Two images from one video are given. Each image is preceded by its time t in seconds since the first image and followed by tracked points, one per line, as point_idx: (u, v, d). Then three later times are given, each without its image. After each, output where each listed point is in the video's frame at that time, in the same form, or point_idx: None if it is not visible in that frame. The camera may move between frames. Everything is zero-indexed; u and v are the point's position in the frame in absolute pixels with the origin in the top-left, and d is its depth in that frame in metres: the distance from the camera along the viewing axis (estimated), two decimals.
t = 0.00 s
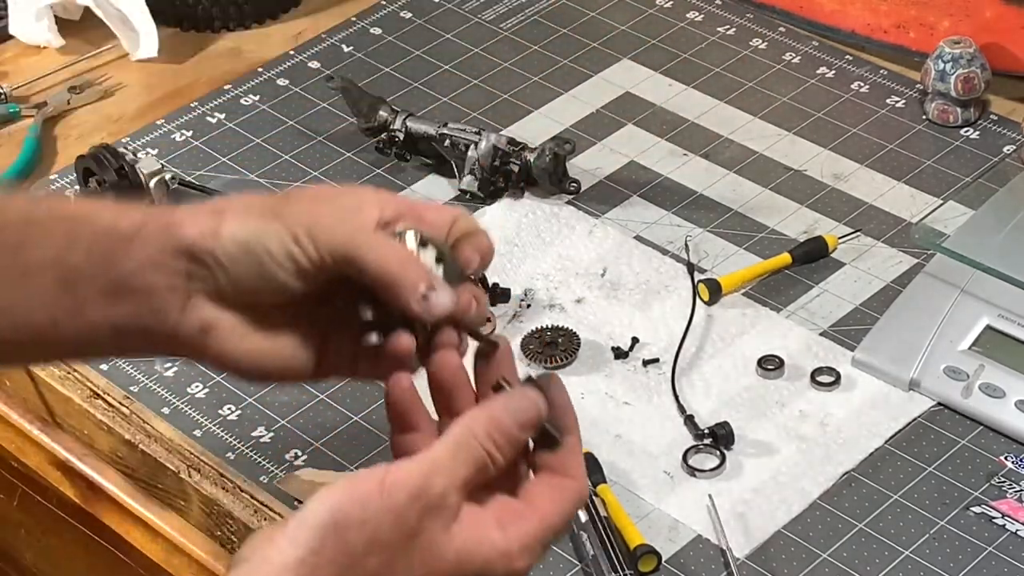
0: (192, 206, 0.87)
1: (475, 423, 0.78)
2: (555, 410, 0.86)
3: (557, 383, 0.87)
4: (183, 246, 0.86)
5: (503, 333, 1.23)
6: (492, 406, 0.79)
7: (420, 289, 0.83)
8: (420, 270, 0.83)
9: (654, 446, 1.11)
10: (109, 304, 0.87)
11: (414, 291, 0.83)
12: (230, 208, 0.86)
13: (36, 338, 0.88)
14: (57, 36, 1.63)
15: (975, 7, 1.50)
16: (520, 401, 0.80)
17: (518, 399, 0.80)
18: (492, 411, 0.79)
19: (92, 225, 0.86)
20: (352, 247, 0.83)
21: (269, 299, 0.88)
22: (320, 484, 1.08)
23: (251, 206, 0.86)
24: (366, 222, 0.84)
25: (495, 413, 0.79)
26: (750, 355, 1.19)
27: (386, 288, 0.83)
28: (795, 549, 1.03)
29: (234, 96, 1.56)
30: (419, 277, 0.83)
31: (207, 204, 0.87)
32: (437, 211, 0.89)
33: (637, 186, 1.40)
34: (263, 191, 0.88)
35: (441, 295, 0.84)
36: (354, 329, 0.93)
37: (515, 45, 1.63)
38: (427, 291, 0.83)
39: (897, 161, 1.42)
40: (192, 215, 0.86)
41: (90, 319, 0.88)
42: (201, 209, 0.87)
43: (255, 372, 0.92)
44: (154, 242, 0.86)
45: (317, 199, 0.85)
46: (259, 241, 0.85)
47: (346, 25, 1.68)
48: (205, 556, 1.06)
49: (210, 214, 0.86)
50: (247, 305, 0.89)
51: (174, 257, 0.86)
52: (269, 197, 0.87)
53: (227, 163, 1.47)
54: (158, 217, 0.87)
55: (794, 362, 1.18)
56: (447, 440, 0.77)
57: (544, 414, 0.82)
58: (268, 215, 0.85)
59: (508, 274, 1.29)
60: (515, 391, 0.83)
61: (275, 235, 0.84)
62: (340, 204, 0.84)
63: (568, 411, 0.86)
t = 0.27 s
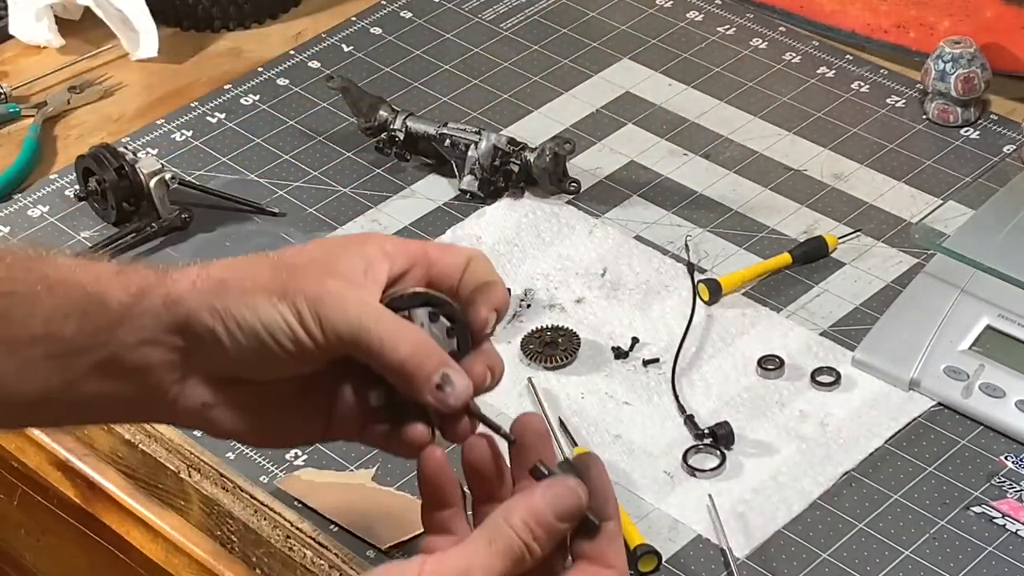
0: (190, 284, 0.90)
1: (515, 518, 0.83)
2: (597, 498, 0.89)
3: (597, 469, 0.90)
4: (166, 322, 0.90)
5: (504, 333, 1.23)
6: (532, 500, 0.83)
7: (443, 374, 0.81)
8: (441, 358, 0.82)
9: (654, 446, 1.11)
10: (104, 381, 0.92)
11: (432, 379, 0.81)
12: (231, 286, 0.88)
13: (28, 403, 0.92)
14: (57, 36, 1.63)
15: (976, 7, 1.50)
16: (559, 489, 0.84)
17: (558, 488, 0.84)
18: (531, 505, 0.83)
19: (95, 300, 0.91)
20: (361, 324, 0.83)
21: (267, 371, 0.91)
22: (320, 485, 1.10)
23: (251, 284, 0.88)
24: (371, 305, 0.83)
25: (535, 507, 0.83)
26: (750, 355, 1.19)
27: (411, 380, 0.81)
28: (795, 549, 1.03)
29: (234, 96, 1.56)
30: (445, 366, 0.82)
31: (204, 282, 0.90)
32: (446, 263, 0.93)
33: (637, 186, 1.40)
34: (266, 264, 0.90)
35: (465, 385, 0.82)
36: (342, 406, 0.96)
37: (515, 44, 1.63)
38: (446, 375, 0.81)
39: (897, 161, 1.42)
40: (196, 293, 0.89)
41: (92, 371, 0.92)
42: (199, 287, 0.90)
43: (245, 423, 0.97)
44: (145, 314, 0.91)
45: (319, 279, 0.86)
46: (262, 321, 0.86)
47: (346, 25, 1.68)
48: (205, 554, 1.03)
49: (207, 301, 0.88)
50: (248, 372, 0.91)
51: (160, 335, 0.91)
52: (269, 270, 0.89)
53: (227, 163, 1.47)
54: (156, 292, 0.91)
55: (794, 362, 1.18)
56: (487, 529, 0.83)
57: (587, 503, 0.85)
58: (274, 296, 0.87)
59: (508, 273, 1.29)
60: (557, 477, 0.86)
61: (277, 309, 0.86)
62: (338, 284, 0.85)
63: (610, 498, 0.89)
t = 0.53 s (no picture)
0: (186, 331, 0.86)
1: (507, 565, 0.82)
2: (595, 535, 0.89)
3: (598, 507, 0.90)
4: (161, 373, 0.86)
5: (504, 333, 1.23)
6: (523, 545, 0.82)
7: (450, 427, 0.81)
8: (447, 411, 0.81)
9: (654, 446, 1.11)
10: (95, 432, 0.88)
11: (436, 435, 0.80)
12: (232, 334, 0.85)
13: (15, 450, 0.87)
14: (57, 36, 1.63)
15: (976, 7, 1.50)
16: (551, 536, 0.82)
17: (550, 534, 0.82)
18: (522, 552, 0.82)
19: (89, 349, 0.86)
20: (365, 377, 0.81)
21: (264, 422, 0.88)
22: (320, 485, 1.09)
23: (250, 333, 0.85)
24: (375, 357, 0.82)
25: (526, 554, 0.81)
26: (750, 355, 1.19)
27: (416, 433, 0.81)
28: (795, 549, 1.03)
29: (234, 96, 1.56)
30: (450, 418, 0.81)
31: (202, 329, 0.86)
32: (446, 304, 0.93)
33: (637, 186, 1.40)
34: (264, 311, 0.87)
35: (471, 439, 0.82)
36: (342, 465, 0.93)
37: (515, 44, 1.63)
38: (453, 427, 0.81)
39: (897, 161, 1.42)
40: (194, 342, 0.85)
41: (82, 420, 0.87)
42: (196, 334, 0.86)
43: (232, 467, 0.94)
44: (139, 364, 0.86)
45: (320, 326, 0.84)
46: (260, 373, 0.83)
47: (346, 25, 1.68)
48: (205, 554, 1.03)
49: (206, 351, 0.85)
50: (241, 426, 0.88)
51: (153, 386, 0.87)
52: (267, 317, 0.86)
53: (227, 163, 1.47)
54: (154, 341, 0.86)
55: (794, 361, 1.18)
56: None
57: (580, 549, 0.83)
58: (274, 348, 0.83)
59: (508, 273, 1.29)
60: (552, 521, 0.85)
61: (277, 362, 0.83)
62: (339, 335, 0.83)
63: (609, 538, 0.89)
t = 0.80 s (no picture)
0: (187, 348, 0.87)
1: None
2: (591, 549, 0.88)
3: (594, 521, 0.89)
4: (161, 392, 0.87)
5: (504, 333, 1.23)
6: (515, 561, 0.82)
7: (452, 448, 0.81)
8: (451, 432, 0.81)
9: (654, 446, 1.11)
10: (95, 450, 0.90)
11: (441, 455, 0.81)
12: (232, 352, 0.85)
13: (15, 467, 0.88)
14: (57, 36, 1.63)
15: (976, 7, 1.50)
16: (544, 553, 0.83)
17: (542, 551, 0.83)
18: (514, 568, 0.82)
19: (89, 369, 0.88)
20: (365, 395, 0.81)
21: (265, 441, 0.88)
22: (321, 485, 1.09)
23: (251, 351, 0.85)
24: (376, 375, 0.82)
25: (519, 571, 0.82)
26: (750, 355, 1.19)
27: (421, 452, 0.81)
28: (795, 549, 1.03)
29: (234, 96, 1.56)
30: (453, 438, 0.81)
31: (202, 347, 0.86)
32: (446, 319, 0.93)
33: (637, 186, 1.40)
34: (265, 329, 0.87)
35: (473, 460, 0.82)
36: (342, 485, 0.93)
37: (515, 44, 1.63)
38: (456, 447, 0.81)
39: (897, 161, 1.42)
40: (193, 361, 0.86)
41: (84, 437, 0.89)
42: (195, 353, 0.86)
43: (235, 486, 0.94)
44: (140, 383, 0.87)
45: (321, 343, 0.84)
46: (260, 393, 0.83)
47: (346, 25, 1.68)
48: (205, 554, 1.03)
49: (206, 370, 0.85)
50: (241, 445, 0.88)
51: (153, 404, 0.88)
52: (269, 334, 0.86)
53: (227, 163, 1.47)
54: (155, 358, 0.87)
55: (794, 361, 1.18)
56: None
57: (572, 566, 0.84)
58: (274, 367, 0.83)
59: (508, 273, 1.29)
60: (544, 538, 0.85)
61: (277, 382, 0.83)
62: (340, 352, 0.83)
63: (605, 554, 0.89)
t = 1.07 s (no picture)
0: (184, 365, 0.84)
1: None
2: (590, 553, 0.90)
3: (591, 527, 0.91)
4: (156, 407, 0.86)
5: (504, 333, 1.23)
6: (516, 562, 0.82)
7: (449, 463, 0.80)
8: (449, 446, 0.81)
9: (654, 446, 1.11)
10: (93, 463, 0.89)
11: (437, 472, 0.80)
12: (226, 373, 0.83)
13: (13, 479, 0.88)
14: (57, 36, 1.63)
15: (976, 7, 1.49)
16: (543, 553, 0.83)
17: (542, 551, 0.83)
18: (515, 569, 0.81)
19: (79, 389, 0.83)
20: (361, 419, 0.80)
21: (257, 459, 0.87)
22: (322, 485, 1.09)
23: (244, 372, 0.83)
24: (369, 393, 0.81)
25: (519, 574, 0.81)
26: (750, 355, 1.19)
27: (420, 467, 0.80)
28: (795, 549, 1.03)
29: (234, 96, 1.56)
30: (450, 451, 0.81)
31: (198, 366, 0.84)
32: (443, 299, 0.94)
33: (637, 186, 1.40)
34: (258, 342, 0.85)
35: (470, 468, 0.81)
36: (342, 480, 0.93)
37: (515, 44, 1.63)
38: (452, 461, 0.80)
39: (897, 161, 1.42)
40: (190, 381, 0.83)
41: (73, 450, 0.86)
42: (191, 372, 0.84)
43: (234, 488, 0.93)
44: (134, 405, 0.84)
45: (313, 362, 0.83)
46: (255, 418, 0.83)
47: (346, 25, 1.68)
48: (205, 555, 1.03)
49: (201, 392, 0.83)
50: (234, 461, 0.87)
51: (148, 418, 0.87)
52: (261, 351, 0.84)
53: (227, 163, 1.47)
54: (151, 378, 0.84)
55: (794, 361, 1.18)
56: None
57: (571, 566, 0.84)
58: (266, 392, 0.83)
59: (508, 273, 1.29)
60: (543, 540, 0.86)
61: (270, 408, 0.83)
62: (334, 370, 0.82)
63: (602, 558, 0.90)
